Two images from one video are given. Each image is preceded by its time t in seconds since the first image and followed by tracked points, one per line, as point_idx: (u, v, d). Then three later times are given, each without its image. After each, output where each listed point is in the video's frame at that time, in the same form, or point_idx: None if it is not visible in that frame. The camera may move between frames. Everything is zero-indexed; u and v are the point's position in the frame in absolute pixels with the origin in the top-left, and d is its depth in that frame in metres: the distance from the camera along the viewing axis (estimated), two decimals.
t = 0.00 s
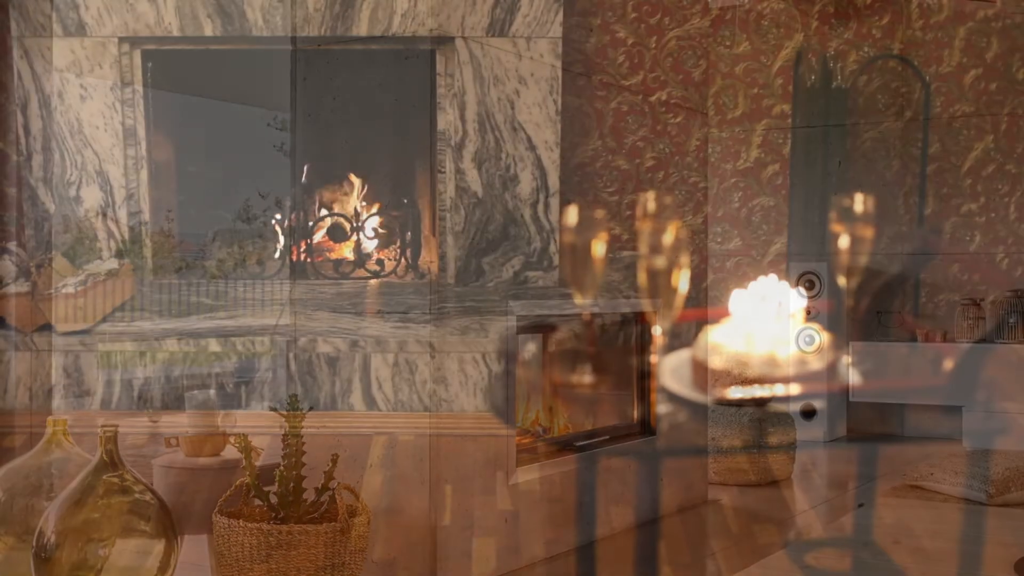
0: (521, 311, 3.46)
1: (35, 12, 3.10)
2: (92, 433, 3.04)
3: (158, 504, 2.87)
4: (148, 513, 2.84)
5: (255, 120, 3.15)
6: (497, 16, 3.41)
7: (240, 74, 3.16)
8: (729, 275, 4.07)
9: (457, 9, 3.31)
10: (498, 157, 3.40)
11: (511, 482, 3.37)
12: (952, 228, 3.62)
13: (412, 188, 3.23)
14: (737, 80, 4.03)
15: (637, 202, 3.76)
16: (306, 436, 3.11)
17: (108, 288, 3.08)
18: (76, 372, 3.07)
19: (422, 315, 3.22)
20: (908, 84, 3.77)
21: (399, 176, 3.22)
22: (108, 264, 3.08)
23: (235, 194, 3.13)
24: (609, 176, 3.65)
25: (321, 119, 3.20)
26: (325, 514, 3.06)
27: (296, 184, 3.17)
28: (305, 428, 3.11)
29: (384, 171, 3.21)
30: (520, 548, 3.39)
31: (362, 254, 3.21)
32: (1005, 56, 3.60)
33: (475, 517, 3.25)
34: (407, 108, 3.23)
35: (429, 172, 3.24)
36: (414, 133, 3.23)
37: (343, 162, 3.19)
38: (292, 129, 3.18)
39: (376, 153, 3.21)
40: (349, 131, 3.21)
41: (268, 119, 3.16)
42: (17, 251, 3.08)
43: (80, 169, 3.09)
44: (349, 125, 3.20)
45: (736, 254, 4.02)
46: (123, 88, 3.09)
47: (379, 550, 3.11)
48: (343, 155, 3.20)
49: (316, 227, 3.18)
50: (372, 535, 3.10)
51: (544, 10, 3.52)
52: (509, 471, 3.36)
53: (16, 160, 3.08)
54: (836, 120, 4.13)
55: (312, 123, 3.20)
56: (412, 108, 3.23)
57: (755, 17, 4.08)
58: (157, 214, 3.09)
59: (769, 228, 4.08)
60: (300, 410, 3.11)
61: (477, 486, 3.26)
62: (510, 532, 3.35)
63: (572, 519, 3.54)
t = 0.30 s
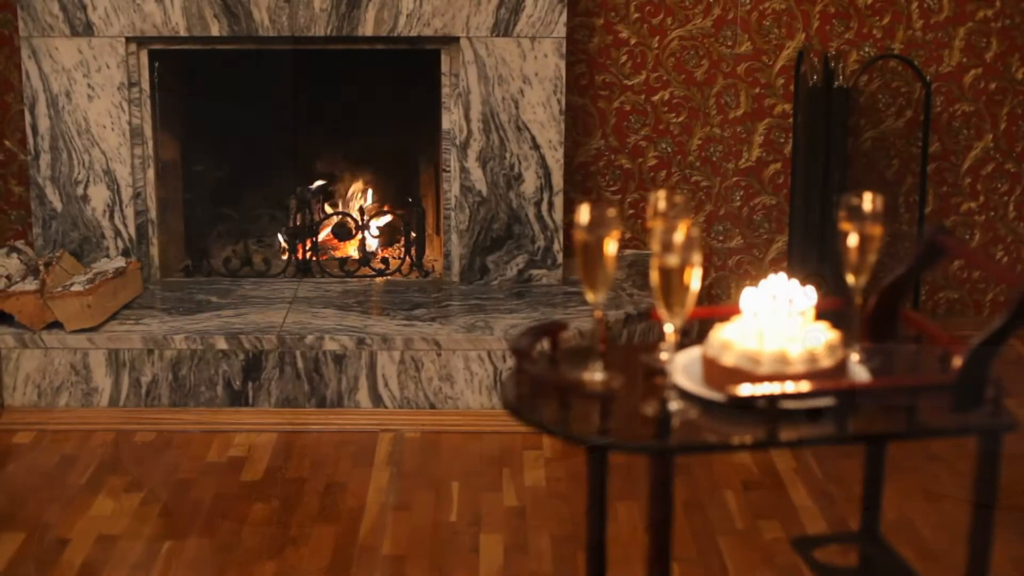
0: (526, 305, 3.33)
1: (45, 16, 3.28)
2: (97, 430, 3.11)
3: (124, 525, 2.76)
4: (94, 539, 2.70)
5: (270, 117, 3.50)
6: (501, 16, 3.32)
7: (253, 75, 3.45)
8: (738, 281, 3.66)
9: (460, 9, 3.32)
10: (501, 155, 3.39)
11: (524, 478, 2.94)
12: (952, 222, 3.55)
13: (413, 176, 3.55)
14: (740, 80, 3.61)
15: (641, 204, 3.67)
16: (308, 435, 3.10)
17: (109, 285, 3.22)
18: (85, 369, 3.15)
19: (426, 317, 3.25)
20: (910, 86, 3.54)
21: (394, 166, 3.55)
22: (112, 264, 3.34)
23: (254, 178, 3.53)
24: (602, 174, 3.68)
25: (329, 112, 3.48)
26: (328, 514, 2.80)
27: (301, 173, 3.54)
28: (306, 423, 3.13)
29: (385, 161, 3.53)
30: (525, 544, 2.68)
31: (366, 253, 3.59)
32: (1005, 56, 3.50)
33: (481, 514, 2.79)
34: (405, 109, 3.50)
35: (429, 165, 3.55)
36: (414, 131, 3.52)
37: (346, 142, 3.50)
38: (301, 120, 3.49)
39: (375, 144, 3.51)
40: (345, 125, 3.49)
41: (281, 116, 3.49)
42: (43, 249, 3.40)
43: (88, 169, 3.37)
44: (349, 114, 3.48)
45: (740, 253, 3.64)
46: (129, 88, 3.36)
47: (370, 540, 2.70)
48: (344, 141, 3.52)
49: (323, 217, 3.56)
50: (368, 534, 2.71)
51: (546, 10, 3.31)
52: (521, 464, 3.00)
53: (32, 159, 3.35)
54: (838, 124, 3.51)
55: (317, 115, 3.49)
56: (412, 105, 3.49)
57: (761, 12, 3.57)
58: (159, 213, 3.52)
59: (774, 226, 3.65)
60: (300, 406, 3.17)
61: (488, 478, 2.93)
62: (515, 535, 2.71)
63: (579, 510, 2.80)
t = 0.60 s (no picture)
0: (534, 303, 3.35)
1: (56, 16, 3.31)
2: (110, 427, 3.14)
3: (139, 521, 2.78)
4: (108, 536, 2.72)
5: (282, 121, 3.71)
6: (509, 16, 3.34)
7: (266, 82, 3.67)
8: (739, 278, 3.79)
9: (468, 9, 3.34)
10: (509, 154, 3.40)
11: (533, 475, 2.96)
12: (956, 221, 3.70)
13: (418, 176, 3.79)
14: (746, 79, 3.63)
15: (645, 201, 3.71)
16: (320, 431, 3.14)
17: (121, 284, 3.24)
18: (97, 366, 3.16)
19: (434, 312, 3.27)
20: (913, 85, 3.61)
21: (398, 166, 3.78)
22: (123, 263, 3.36)
23: (268, 177, 3.76)
24: (608, 173, 3.68)
25: (336, 115, 3.71)
26: (341, 511, 2.82)
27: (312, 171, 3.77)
28: (314, 418, 3.15)
29: (390, 161, 3.77)
30: (536, 538, 2.71)
31: (375, 252, 3.59)
32: (1006, 56, 3.61)
33: (492, 510, 2.82)
34: (407, 112, 3.73)
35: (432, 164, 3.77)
36: (417, 133, 3.75)
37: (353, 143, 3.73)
38: (311, 122, 3.72)
39: (378, 145, 3.75)
40: (352, 128, 3.73)
41: (292, 119, 3.71)
42: (54, 247, 3.43)
43: (99, 168, 3.40)
44: (356, 118, 3.72)
45: (743, 251, 3.74)
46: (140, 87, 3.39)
47: (383, 534, 2.73)
48: (351, 142, 3.75)
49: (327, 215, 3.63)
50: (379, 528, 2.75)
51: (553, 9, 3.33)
52: (530, 460, 3.03)
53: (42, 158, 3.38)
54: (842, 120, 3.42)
55: (325, 118, 3.72)
56: (415, 109, 3.72)
57: (766, 12, 3.58)
58: (169, 211, 3.52)
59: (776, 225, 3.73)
60: (310, 403, 3.18)
61: (496, 474, 2.98)
62: (527, 530, 2.74)
63: (588, 507, 2.83)
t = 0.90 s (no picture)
0: (542, 302, 3.37)
1: (68, 16, 3.35)
2: (122, 424, 3.16)
3: (152, 517, 2.80)
4: (122, 533, 2.74)
5: (289, 121, 3.74)
6: (518, 16, 3.36)
7: (273, 81, 3.70)
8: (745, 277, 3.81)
9: (477, 9, 3.36)
10: (517, 153, 3.42)
11: (543, 472, 2.99)
12: (960, 219, 3.73)
13: (425, 176, 3.80)
14: (751, 79, 3.65)
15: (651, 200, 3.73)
16: (331, 429, 3.16)
17: (132, 283, 3.26)
18: (108, 365, 3.19)
19: (444, 311, 3.29)
20: (917, 85, 3.64)
21: (405, 166, 3.80)
22: (134, 261, 3.37)
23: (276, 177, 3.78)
24: (614, 172, 3.70)
25: (344, 116, 3.73)
26: (354, 507, 2.84)
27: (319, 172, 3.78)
28: (324, 417, 3.18)
29: (397, 161, 3.79)
30: (547, 535, 2.74)
31: (384, 250, 3.62)
32: (1010, 55, 3.63)
33: (503, 507, 2.84)
34: (415, 112, 3.75)
35: (439, 164, 3.79)
36: (424, 133, 3.77)
37: (360, 143, 3.76)
38: (318, 122, 3.74)
39: (386, 145, 3.77)
40: (360, 128, 3.75)
41: (299, 120, 3.74)
42: (65, 246, 3.46)
43: (109, 167, 3.43)
44: (364, 118, 3.74)
45: (748, 250, 3.77)
46: (150, 87, 3.41)
47: (395, 531, 2.75)
48: (358, 143, 3.77)
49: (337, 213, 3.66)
50: (392, 524, 2.78)
51: (561, 10, 3.36)
52: (540, 457, 3.05)
53: (53, 157, 3.41)
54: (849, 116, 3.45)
55: (332, 119, 3.74)
56: (422, 109, 3.74)
57: (771, 13, 3.61)
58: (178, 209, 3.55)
59: (781, 224, 3.76)
60: (320, 401, 3.21)
61: (507, 472, 2.99)
62: (539, 526, 2.77)
63: (599, 504, 2.86)
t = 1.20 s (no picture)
0: (558, 302, 3.37)
1: (84, 16, 3.35)
2: (139, 425, 3.17)
3: (171, 518, 2.80)
4: (142, 533, 2.74)
5: (303, 122, 3.73)
6: (533, 16, 3.37)
7: (286, 80, 3.69)
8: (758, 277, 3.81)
9: (493, 9, 3.36)
10: (532, 153, 3.42)
11: (561, 472, 2.99)
12: (973, 220, 3.74)
13: (438, 176, 3.82)
14: (765, 79, 3.65)
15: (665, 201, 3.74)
16: (348, 430, 3.16)
17: (148, 283, 3.26)
18: (125, 365, 3.19)
19: (460, 311, 3.29)
20: (931, 85, 3.65)
21: (418, 166, 3.81)
22: (149, 261, 3.37)
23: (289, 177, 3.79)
24: (628, 172, 3.70)
25: (357, 116, 3.73)
26: (373, 508, 2.84)
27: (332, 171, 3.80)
28: (342, 417, 3.18)
29: (410, 161, 3.80)
30: (567, 535, 2.74)
31: (398, 250, 3.62)
32: None
33: (522, 507, 2.85)
34: (428, 113, 3.74)
35: (452, 164, 3.79)
36: (437, 134, 3.77)
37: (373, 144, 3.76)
38: (331, 123, 3.74)
39: (398, 145, 3.77)
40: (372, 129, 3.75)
41: (312, 121, 3.73)
42: (80, 246, 3.46)
43: (125, 168, 3.43)
44: (376, 119, 3.74)
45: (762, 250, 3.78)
46: (166, 87, 3.41)
47: (415, 531, 2.75)
48: (370, 143, 3.77)
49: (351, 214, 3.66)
50: (412, 524, 2.78)
51: (576, 10, 3.36)
52: (558, 458, 3.05)
53: (68, 157, 3.41)
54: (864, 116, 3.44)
55: (345, 120, 3.74)
56: (435, 110, 3.74)
57: (785, 13, 3.61)
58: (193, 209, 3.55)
59: (795, 224, 3.76)
60: (337, 401, 3.21)
61: (526, 472, 3.00)
62: (558, 527, 2.77)
63: (617, 504, 2.86)
